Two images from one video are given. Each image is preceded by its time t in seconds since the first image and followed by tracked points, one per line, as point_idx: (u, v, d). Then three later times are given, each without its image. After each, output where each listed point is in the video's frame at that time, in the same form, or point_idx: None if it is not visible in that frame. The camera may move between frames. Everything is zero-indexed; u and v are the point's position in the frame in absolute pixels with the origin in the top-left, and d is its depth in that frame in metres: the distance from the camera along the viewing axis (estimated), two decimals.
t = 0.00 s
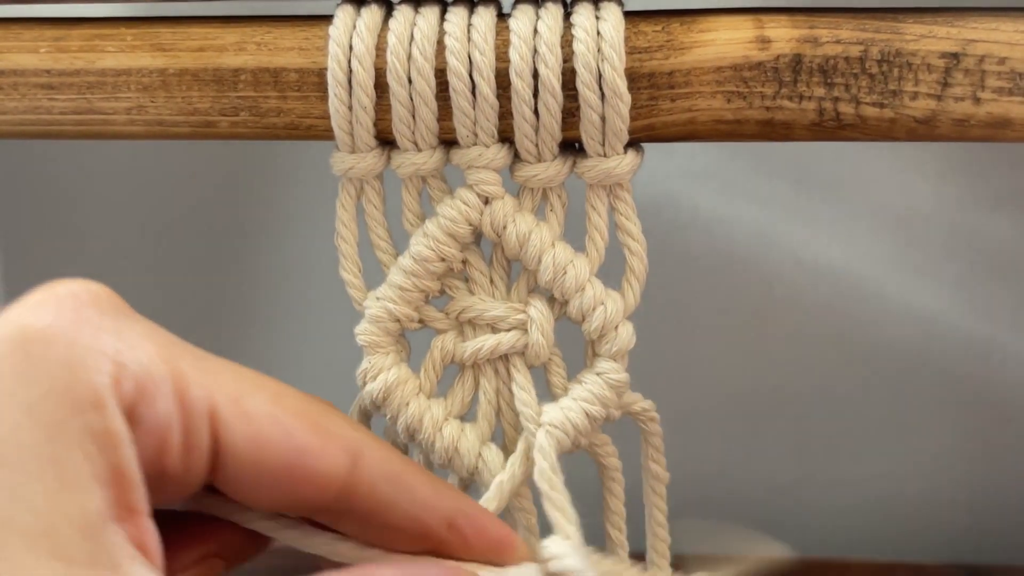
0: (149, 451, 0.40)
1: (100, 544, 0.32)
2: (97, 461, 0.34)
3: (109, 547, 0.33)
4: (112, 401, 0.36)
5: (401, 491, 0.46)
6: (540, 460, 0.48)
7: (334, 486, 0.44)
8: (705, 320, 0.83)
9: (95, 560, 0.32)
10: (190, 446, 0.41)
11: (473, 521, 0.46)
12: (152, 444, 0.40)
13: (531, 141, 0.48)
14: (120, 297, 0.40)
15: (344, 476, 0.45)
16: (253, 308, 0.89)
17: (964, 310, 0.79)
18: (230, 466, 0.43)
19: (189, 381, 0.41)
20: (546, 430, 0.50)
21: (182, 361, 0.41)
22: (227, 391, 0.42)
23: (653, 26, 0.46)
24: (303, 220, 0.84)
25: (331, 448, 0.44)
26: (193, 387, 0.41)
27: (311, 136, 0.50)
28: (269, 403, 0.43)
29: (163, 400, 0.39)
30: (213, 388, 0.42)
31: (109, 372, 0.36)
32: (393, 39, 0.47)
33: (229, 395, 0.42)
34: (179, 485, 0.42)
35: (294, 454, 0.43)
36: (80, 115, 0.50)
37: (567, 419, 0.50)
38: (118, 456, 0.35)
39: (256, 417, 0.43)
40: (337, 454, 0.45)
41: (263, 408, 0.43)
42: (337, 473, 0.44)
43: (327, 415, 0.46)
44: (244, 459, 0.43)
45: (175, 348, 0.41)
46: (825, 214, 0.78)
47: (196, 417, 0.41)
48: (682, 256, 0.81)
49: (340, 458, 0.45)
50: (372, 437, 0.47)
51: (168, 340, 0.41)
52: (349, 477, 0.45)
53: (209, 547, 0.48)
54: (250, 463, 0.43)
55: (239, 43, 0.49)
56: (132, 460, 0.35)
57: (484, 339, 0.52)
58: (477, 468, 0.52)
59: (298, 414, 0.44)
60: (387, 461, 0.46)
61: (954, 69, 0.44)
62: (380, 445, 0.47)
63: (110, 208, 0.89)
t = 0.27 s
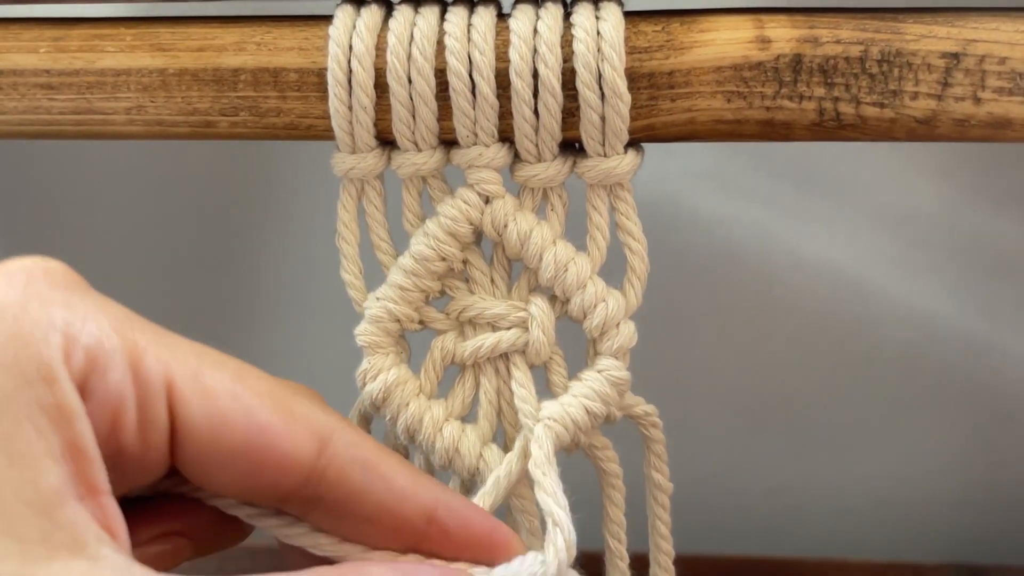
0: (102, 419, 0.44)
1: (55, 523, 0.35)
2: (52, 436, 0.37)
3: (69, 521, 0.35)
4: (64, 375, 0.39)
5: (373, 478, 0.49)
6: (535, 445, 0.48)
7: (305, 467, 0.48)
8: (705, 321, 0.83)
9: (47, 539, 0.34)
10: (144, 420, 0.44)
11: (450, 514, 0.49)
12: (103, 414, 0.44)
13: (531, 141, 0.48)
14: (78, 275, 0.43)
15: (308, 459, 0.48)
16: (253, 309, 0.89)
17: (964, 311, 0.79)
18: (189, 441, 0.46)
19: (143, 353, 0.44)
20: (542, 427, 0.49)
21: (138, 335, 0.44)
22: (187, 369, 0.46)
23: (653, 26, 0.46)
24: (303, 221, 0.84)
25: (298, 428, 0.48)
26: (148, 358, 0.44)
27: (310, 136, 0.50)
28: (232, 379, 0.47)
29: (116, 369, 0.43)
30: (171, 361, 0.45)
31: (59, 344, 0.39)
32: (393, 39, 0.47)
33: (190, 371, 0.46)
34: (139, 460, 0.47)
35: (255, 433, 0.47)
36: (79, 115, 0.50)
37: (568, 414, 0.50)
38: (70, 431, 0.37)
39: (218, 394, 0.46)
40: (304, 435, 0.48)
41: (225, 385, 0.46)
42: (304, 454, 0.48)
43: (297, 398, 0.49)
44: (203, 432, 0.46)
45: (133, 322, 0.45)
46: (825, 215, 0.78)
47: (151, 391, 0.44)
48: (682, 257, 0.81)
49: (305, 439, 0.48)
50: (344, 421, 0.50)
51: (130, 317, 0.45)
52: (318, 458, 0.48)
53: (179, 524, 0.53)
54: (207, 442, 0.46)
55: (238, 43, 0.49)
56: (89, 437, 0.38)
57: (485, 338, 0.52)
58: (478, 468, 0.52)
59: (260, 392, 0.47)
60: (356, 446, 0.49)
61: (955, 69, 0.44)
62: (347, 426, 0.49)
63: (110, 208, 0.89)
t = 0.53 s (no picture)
0: (89, 395, 0.44)
1: (39, 502, 0.35)
2: (35, 410, 0.37)
3: (51, 498, 0.35)
4: (44, 349, 0.39)
5: (374, 446, 0.49)
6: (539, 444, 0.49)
7: (302, 434, 0.48)
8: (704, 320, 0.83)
9: (31, 519, 0.34)
10: (132, 390, 0.45)
11: (455, 481, 0.49)
12: (90, 387, 0.44)
13: (531, 140, 0.48)
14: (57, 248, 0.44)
15: (306, 429, 0.48)
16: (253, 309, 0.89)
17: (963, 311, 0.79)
18: (180, 413, 0.46)
19: (129, 325, 0.44)
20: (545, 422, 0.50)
21: (123, 306, 0.45)
22: (174, 338, 0.46)
23: (653, 26, 0.46)
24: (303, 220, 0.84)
25: (290, 396, 0.48)
26: (133, 329, 0.44)
27: (310, 136, 0.50)
28: (221, 348, 0.47)
29: (101, 341, 0.43)
30: (156, 331, 0.45)
31: (38, 316, 0.39)
32: (393, 39, 0.47)
33: (175, 340, 0.46)
34: (129, 436, 0.47)
35: (247, 400, 0.46)
36: (79, 115, 0.50)
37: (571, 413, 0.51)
38: (54, 405, 0.38)
39: (205, 363, 0.46)
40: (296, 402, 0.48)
41: (214, 353, 0.46)
42: (299, 421, 0.48)
43: (292, 368, 0.49)
44: (194, 403, 0.46)
45: (118, 295, 0.45)
46: (823, 214, 0.79)
47: (139, 360, 0.44)
48: (682, 256, 0.82)
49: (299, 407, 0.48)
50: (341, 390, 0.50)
51: (113, 288, 0.45)
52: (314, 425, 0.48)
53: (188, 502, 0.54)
54: (199, 412, 0.46)
55: (239, 43, 0.49)
56: (69, 411, 0.38)
57: (485, 338, 0.52)
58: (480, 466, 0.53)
59: (252, 360, 0.47)
60: (356, 414, 0.49)
61: (954, 69, 0.44)
62: (347, 397, 0.50)
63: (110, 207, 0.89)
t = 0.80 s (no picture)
0: None
1: None
2: None
3: None
4: None
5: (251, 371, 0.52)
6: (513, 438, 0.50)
7: (176, 353, 0.50)
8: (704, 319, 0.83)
9: None
10: (11, 319, 0.46)
11: (331, 413, 0.52)
12: None
13: (531, 141, 0.48)
14: None
15: (181, 348, 0.50)
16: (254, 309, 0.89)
17: (963, 310, 0.79)
18: (54, 333, 0.47)
19: None
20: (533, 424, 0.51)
21: None
22: (44, 259, 0.47)
23: (653, 26, 0.46)
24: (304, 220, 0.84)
25: (166, 314, 0.49)
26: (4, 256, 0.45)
27: (310, 136, 0.50)
28: (95, 270, 0.48)
29: None
30: (28, 257, 0.46)
31: None
32: (393, 40, 0.47)
33: (47, 262, 0.47)
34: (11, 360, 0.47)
35: (124, 322, 0.48)
36: (80, 115, 0.50)
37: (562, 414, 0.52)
38: None
39: (79, 283, 0.47)
40: (172, 321, 0.49)
41: (87, 275, 0.48)
42: (174, 341, 0.50)
43: (164, 286, 0.50)
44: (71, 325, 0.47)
45: None
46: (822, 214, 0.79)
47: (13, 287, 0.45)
48: (681, 256, 0.82)
49: (174, 327, 0.49)
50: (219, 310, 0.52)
51: None
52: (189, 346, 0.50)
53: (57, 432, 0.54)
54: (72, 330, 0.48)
55: (239, 43, 0.49)
56: None
57: (486, 340, 0.52)
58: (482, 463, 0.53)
59: (125, 279, 0.49)
60: (229, 336, 0.51)
61: (954, 70, 0.44)
62: (224, 317, 0.52)
63: (109, 207, 0.89)
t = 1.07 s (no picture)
0: None
1: None
2: None
3: None
4: None
5: (256, 350, 0.51)
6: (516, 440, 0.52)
7: (190, 335, 0.49)
8: (706, 317, 0.83)
9: None
10: (32, 312, 0.46)
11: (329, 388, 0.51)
12: None
13: (536, 142, 0.48)
14: None
15: (194, 329, 0.49)
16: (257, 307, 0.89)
17: (963, 309, 0.79)
18: (77, 323, 0.47)
19: (17, 242, 0.45)
20: (548, 426, 0.52)
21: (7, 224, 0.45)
22: (64, 249, 0.46)
23: (657, 27, 0.46)
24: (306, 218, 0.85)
25: (181, 301, 0.49)
26: (24, 249, 0.45)
27: (314, 137, 0.50)
28: (113, 256, 0.47)
29: None
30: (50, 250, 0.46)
31: None
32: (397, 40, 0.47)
33: (68, 251, 0.46)
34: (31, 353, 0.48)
35: (142, 309, 0.48)
36: (83, 116, 0.50)
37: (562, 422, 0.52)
38: None
39: (98, 273, 0.47)
40: (186, 307, 0.49)
41: (107, 264, 0.47)
42: (187, 326, 0.49)
43: (178, 266, 0.49)
44: (90, 314, 0.47)
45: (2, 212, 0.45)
46: (824, 214, 0.79)
47: (35, 278, 0.45)
48: (683, 255, 0.82)
49: (188, 313, 0.49)
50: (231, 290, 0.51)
51: None
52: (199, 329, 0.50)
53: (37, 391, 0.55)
54: (93, 319, 0.47)
55: (243, 44, 0.49)
56: None
57: (501, 343, 0.53)
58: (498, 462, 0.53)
59: (142, 267, 0.48)
60: (239, 318, 0.50)
61: (957, 70, 0.44)
62: (234, 296, 0.51)
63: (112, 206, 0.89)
